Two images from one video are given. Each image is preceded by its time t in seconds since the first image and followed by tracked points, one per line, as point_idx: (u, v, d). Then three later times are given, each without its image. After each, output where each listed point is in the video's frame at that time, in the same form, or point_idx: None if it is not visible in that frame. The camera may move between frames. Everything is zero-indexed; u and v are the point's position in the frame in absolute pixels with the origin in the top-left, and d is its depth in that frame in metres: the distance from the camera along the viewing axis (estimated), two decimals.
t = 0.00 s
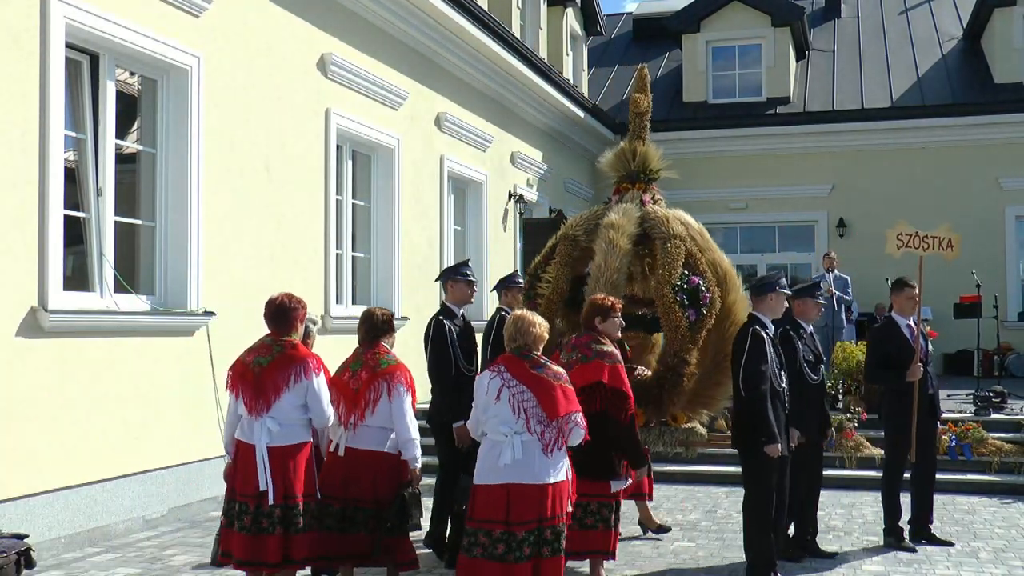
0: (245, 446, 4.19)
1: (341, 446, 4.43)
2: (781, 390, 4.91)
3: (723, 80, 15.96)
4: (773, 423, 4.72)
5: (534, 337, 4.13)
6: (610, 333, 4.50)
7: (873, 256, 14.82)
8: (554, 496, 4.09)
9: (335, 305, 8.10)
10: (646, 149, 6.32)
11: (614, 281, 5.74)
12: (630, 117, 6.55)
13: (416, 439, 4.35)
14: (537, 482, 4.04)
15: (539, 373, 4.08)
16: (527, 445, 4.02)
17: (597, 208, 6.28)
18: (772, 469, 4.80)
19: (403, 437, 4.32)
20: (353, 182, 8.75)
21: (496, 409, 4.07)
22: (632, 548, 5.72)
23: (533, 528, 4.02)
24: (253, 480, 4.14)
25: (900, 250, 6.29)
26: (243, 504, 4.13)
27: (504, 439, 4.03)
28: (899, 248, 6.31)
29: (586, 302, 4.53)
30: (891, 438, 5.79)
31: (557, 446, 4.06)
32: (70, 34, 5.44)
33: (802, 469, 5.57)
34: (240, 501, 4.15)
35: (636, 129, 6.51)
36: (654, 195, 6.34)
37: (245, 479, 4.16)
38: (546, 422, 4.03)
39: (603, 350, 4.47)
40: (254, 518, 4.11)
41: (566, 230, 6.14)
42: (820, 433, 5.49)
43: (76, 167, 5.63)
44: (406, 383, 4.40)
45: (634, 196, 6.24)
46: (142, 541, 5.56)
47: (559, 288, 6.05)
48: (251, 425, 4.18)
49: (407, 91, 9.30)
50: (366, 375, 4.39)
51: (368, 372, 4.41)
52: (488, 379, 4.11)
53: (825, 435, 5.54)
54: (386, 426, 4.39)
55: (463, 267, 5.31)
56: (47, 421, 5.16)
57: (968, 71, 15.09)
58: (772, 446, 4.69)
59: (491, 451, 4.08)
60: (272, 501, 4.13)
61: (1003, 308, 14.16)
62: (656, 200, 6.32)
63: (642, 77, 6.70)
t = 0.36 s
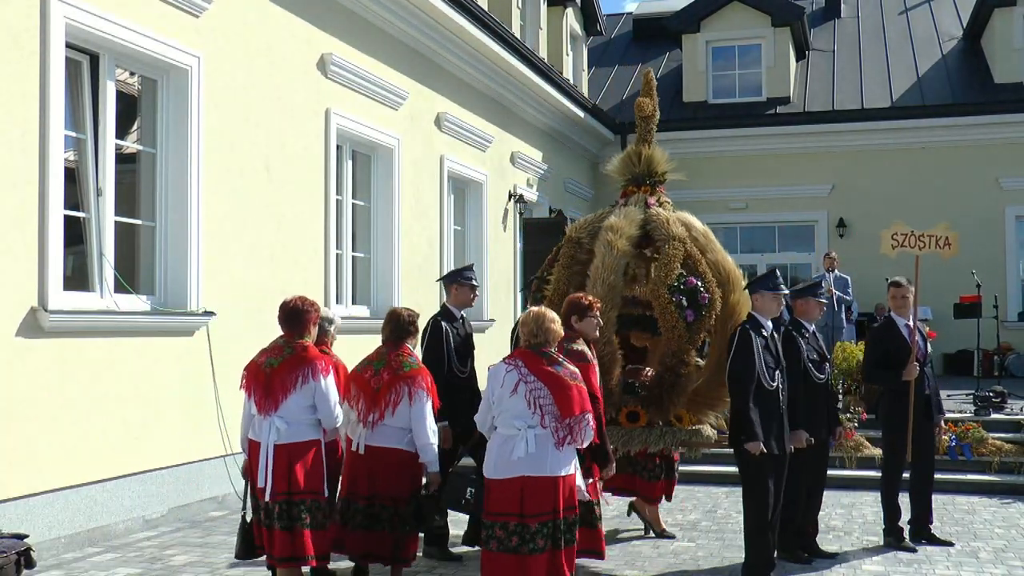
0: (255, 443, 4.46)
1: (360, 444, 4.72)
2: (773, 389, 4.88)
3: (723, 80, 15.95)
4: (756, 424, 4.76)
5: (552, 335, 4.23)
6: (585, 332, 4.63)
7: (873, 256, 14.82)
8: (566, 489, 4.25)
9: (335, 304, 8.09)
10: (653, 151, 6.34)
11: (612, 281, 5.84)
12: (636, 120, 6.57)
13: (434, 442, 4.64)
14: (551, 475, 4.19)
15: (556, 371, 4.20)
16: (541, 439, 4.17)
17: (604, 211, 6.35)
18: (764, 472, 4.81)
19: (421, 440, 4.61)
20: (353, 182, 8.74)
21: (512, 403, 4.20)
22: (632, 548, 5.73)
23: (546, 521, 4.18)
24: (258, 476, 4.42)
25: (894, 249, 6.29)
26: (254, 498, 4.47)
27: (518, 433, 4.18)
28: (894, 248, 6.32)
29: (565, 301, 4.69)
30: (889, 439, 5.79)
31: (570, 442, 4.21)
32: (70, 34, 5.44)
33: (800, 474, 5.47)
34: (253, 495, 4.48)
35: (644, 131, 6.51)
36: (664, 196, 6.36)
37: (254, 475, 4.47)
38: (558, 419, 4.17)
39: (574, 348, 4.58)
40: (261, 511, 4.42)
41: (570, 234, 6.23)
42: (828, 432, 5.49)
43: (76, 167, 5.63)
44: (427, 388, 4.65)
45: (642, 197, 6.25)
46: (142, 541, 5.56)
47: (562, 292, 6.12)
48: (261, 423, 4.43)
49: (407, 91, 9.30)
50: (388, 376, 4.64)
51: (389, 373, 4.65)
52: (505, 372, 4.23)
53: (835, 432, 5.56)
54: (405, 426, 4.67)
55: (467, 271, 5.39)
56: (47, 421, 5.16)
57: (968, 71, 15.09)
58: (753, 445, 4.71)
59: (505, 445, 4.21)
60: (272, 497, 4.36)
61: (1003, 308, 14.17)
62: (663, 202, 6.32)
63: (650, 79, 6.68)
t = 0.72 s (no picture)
0: (270, 438, 4.69)
1: (367, 440, 4.84)
2: (763, 388, 4.89)
3: (723, 80, 15.95)
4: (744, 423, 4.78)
5: (538, 334, 4.35)
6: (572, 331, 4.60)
7: (872, 256, 14.83)
8: (561, 484, 4.32)
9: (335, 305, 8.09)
10: (661, 153, 6.36)
11: (611, 282, 5.92)
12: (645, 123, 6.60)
13: (442, 440, 4.69)
14: (547, 472, 4.27)
15: (543, 369, 4.29)
16: (535, 437, 4.26)
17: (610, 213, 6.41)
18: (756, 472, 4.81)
19: (429, 436, 4.66)
20: (353, 182, 8.74)
21: (503, 404, 4.29)
22: (632, 548, 5.74)
23: (545, 516, 4.25)
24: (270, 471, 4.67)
25: (898, 250, 6.29)
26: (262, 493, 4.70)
27: (511, 432, 4.27)
28: (896, 249, 6.32)
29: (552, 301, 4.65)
30: (889, 439, 5.80)
31: (563, 438, 4.29)
32: (70, 34, 5.44)
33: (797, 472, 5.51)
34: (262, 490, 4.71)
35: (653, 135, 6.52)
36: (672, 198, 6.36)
37: (265, 470, 4.71)
38: (548, 417, 4.25)
39: (560, 349, 4.61)
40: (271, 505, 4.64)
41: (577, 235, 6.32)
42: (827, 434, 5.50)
43: (76, 167, 5.63)
44: (434, 388, 4.71)
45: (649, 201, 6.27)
46: (142, 541, 5.56)
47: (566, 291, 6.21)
48: (276, 420, 4.66)
49: (407, 91, 9.30)
50: (397, 375, 4.71)
51: (398, 372, 4.72)
52: (495, 374, 4.33)
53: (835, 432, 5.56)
54: (411, 424, 4.74)
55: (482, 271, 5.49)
56: (47, 421, 5.16)
57: (968, 71, 15.09)
58: (741, 445, 4.73)
59: (500, 444, 4.31)
60: (285, 491, 4.60)
61: (1003, 308, 14.17)
62: (670, 205, 6.32)
63: (660, 86, 6.73)
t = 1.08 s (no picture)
0: (286, 438, 4.73)
1: (371, 440, 4.81)
2: (754, 389, 4.90)
3: (723, 80, 15.95)
4: (737, 425, 4.77)
5: (508, 333, 4.42)
6: (566, 329, 4.84)
7: (872, 256, 14.83)
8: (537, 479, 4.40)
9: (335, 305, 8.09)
10: (660, 153, 6.36)
11: (605, 281, 5.95)
12: (644, 124, 6.59)
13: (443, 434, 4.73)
14: (522, 468, 4.36)
15: (514, 366, 4.36)
16: (509, 433, 4.35)
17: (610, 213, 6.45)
18: (745, 474, 4.83)
19: (430, 433, 4.70)
20: (353, 182, 8.73)
21: (477, 402, 4.39)
22: (632, 548, 5.73)
23: (521, 510, 4.35)
24: (293, 468, 4.68)
25: (895, 250, 6.28)
26: (282, 490, 4.67)
27: (487, 429, 4.36)
28: (894, 248, 6.31)
29: (546, 301, 4.89)
30: (892, 439, 5.79)
31: (538, 434, 4.36)
32: (70, 34, 5.44)
33: (796, 472, 5.48)
34: (280, 486, 4.68)
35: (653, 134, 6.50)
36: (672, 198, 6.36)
37: (284, 467, 4.70)
38: (521, 412, 4.34)
39: (553, 347, 4.84)
40: (295, 502, 4.65)
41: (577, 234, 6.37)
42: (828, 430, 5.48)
43: (76, 167, 5.63)
44: (433, 385, 4.75)
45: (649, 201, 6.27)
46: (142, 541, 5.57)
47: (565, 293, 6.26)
48: (292, 419, 4.71)
49: (407, 90, 9.29)
50: (395, 375, 4.76)
51: (397, 372, 4.77)
52: (468, 374, 4.41)
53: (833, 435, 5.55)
54: (413, 422, 4.77)
55: (495, 270, 5.67)
56: (47, 420, 5.16)
57: (968, 71, 15.09)
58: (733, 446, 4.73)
59: (476, 442, 4.39)
60: (306, 488, 4.66)
61: (1003, 308, 14.16)
62: (671, 204, 6.30)
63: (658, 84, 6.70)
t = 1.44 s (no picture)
0: (302, 433, 4.80)
1: (372, 433, 4.94)
2: (747, 389, 4.91)
3: (723, 80, 15.95)
4: (727, 426, 4.76)
5: (506, 335, 4.47)
6: (568, 329, 4.87)
7: (872, 256, 14.83)
8: (526, 480, 4.44)
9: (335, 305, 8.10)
10: (673, 155, 6.36)
11: (607, 278, 6.00)
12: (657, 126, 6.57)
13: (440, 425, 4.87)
14: (512, 469, 4.40)
15: (510, 369, 4.40)
16: (502, 435, 4.38)
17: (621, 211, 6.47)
18: (738, 473, 4.85)
19: (429, 425, 4.84)
20: (353, 182, 8.74)
21: (473, 403, 4.42)
22: (632, 547, 5.74)
23: (506, 509, 4.39)
24: (310, 463, 4.75)
25: (898, 250, 6.30)
26: (302, 485, 4.75)
27: (481, 429, 4.38)
28: (897, 248, 6.32)
29: (547, 302, 4.91)
30: (886, 439, 5.78)
31: (531, 437, 4.39)
32: (71, 34, 5.44)
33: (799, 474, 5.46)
34: (299, 482, 4.77)
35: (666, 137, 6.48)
36: (682, 202, 6.34)
37: (303, 462, 4.76)
38: (515, 415, 4.37)
39: (556, 347, 4.84)
40: (312, 496, 4.74)
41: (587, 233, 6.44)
42: (828, 437, 5.49)
43: (76, 167, 5.64)
44: (431, 376, 4.91)
45: (658, 202, 6.26)
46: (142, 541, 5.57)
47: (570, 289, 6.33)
48: (308, 414, 4.77)
49: (407, 91, 9.30)
50: (394, 368, 4.92)
51: (395, 365, 4.93)
52: (465, 375, 4.46)
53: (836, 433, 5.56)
54: (413, 415, 4.90)
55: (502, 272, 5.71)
56: (48, 420, 5.16)
57: (968, 71, 15.09)
58: (724, 447, 4.72)
59: (469, 442, 4.41)
60: (323, 483, 4.73)
61: (1003, 308, 14.16)
62: (680, 206, 6.30)
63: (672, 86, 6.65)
